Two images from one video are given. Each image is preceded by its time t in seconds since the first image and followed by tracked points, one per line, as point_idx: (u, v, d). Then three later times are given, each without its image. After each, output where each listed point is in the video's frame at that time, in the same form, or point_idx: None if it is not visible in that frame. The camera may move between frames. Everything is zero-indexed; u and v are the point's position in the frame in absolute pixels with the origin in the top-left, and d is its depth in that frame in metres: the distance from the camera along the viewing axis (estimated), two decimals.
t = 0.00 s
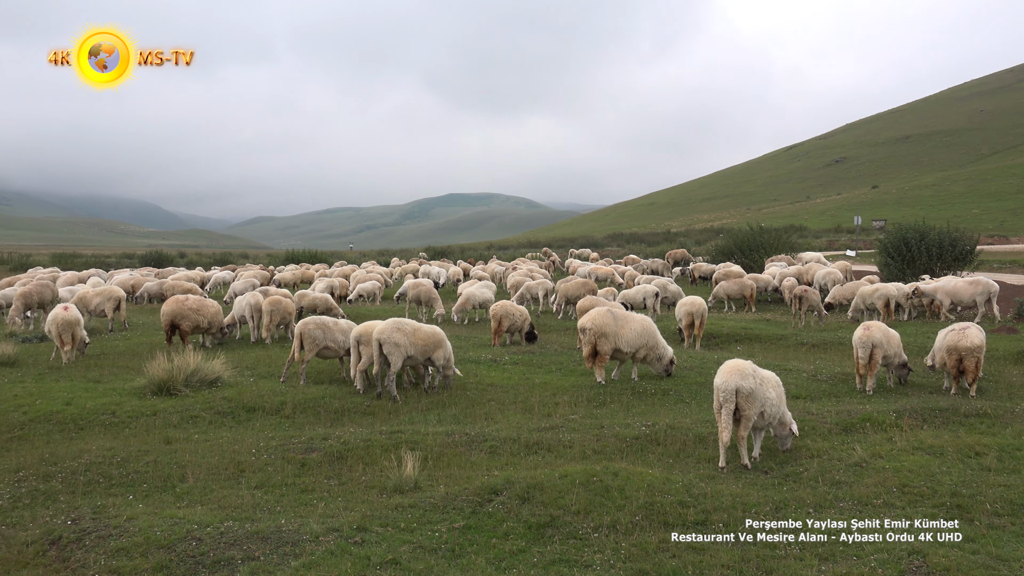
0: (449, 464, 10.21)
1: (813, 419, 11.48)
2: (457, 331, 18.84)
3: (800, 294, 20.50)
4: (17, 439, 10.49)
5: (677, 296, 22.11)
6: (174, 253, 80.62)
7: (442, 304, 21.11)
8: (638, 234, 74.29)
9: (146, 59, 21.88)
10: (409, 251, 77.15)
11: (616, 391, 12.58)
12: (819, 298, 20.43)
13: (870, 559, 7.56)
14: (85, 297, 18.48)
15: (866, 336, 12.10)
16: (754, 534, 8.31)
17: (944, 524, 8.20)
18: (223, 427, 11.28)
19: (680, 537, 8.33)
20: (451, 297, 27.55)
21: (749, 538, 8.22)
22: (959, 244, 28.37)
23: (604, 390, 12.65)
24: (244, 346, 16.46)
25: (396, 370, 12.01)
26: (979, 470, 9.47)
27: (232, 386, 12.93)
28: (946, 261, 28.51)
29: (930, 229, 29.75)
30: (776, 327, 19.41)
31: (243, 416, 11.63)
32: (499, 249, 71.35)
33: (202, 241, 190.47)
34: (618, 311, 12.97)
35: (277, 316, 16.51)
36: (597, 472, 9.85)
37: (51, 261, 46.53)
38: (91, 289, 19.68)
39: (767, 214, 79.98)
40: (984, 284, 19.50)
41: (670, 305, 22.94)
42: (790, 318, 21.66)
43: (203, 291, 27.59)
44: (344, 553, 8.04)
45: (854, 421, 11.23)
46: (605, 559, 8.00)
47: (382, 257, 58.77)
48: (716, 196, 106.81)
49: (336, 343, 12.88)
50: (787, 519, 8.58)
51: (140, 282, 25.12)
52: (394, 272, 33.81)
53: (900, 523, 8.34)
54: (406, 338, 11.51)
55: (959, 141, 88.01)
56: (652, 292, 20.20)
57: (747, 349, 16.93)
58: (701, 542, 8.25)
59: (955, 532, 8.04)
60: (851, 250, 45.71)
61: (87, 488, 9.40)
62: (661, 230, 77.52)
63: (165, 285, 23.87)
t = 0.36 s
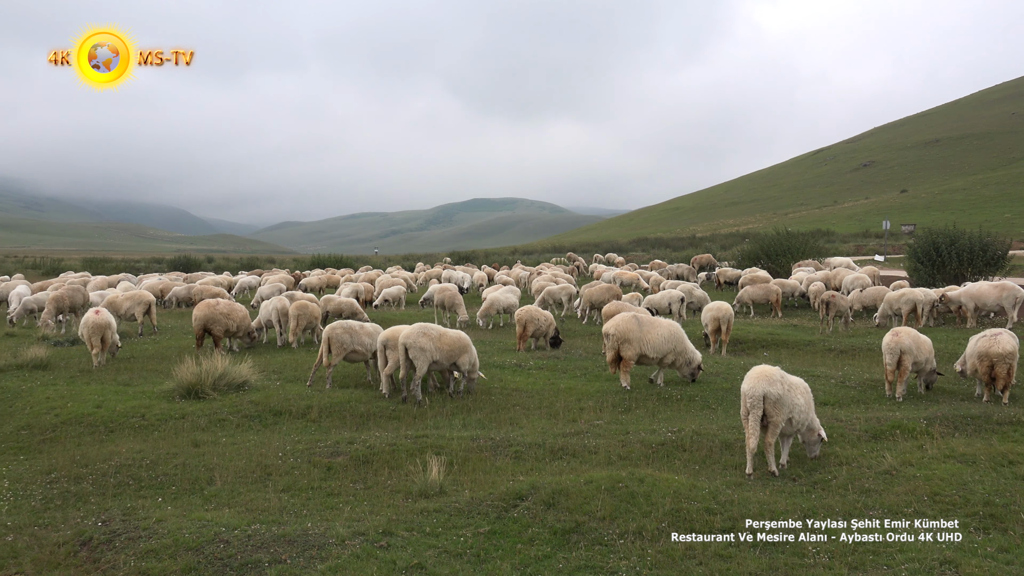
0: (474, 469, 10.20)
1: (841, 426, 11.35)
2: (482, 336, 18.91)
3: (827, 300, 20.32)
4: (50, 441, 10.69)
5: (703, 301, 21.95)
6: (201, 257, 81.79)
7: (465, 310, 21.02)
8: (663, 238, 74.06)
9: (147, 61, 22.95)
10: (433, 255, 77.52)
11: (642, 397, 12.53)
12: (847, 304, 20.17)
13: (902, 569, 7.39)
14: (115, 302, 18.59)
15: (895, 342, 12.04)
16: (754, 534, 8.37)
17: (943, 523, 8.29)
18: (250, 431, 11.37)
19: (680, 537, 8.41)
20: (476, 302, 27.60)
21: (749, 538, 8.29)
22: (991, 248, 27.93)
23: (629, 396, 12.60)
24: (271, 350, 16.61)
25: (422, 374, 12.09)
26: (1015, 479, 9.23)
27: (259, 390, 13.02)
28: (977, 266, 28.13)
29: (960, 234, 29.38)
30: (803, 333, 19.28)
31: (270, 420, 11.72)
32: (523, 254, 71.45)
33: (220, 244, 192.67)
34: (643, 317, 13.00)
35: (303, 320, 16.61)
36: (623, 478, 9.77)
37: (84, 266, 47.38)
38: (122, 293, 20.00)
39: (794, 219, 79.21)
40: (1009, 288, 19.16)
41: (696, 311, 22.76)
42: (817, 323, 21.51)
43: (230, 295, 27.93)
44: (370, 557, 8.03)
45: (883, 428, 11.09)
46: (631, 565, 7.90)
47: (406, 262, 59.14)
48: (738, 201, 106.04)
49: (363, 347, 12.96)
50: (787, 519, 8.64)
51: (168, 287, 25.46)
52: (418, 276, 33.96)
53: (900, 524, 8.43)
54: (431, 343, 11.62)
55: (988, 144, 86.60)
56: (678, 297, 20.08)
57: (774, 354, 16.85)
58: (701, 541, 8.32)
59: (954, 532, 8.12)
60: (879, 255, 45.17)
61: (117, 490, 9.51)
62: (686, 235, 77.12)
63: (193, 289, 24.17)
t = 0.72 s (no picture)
0: (497, 475, 10.19)
1: (868, 434, 11.24)
2: (504, 341, 18.98)
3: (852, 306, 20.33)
4: (79, 444, 10.86)
5: (727, 307, 21.85)
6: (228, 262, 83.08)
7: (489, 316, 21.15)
8: (688, 244, 73.77)
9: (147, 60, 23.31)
10: (454, 261, 77.84)
11: (666, 404, 12.47)
12: (873, 312, 20.12)
13: None
14: (143, 306, 18.91)
15: (924, 349, 11.89)
16: (754, 534, 8.42)
17: (944, 524, 8.38)
18: (275, 435, 11.46)
19: (680, 537, 8.45)
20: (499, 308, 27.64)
21: (749, 538, 8.34)
22: (1019, 257, 27.86)
23: (652, 403, 12.55)
24: (296, 355, 16.75)
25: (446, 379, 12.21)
26: None
27: (283, 395, 13.12)
28: (1006, 274, 27.93)
29: (989, 241, 29.15)
30: (828, 339, 19.17)
31: (294, 424, 11.80)
32: (546, 259, 71.50)
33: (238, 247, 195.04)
34: (668, 322, 12.93)
35: (327, 325, 16.72)
36: (646, 485, 9.68)
37: (116, 272, 48.20)
38: (149, 298, 20.34)
39: (820, 225, 78.52)
40: None
41: (720, 317, 22.61)
42: (842, 331, 21.35)
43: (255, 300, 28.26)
44: (394, 562, 8.01)
45: (910, 437, 10.96)
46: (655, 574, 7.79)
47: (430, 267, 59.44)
48: (758, 208, 105.29)
49: (388, 352, 13.03)
50: (787, 519, 8.68)
51: (194, 292, 25.88)
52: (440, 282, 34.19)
53: (900, 524, 8.50)
54: (456, 349, 11.73)
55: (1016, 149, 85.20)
56: (701, 303, 20.18)
57: (799, 361, 16.80)
58: (701, 541, 8.37)
59: (954, 532, 8.22)
60: (906, 262, 44.61)
61: (144, 492, 9.61)
62: (709, 241, 76.75)
63: (218, 294, 24.50)
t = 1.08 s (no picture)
0: (516, 479, 10.16)
1: (890, 440, 11.14)
2: (523, 346, 19.01)
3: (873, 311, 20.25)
4: (101, 447, 10.97)
5: (747, 312, 21.75)
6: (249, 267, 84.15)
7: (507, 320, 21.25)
8: (713, 248, 73.43)
9: (145, 60, 23.52)
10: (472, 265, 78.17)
11: (685, 409, 12.42)
12: (895, 316, 19.88)
13: None
14: (165, 310, 19.13)
15: (946, 355, 11.80)
16: (754, 534, 8.45)
17: (943, 524, 8.46)
18: (295, 439, 11.52)
19: (680, 537, 8.48)
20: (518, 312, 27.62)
21: (749, 538, 8.36)
22: None
23: (671, 408, 12.50)
24: (315, 359, 16.85)
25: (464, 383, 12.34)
26: None
27: (303, 399, 13.19)
28: None
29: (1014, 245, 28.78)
30: (849, 344, 19.05)
31: (314, 428, 11.86)
32: (564, 264, 71.64)
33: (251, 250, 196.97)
34: (688, 326, 12.92)
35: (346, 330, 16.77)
36: (666, 490, 9.62)
37: (138, 276, 48.75)
38: (171, 303, 20.58)
39: (839, 228, 78.01)
40: None
41: (739, 321, 22.51)
42: (864, 336, 21.20)
43: (274, 304, 28.46)
44: (413, 566, 7.98)
45: (933, 443, 10.86)
46: None
47: (448, 272, 59.68)
48: (775, 211, 104.77)
49: (407, 356, 13.10)
50: (787, 519, 8.71)
51: (214, 296, 26.18)
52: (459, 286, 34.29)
53: (900, 523, 8.55)
54: (475, 353, 11.86)
55: None
56: (720, 308, 19.85)
57: (820, 366, 16.72)
58: (700, 541, 8.39)
59: (954, 532, 8.30)
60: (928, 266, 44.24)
61: (165, 495, 9.67)
62: (727, 245, 76.56)
63: (238, 298, 24.74)
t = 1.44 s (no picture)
0: (534, 482, 10.15)
1: (912, 445, 11.05)
2: (541, 348, 19.03)
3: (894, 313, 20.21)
4: (123, 447, 11.08)
5: (766, 315, 21.65)
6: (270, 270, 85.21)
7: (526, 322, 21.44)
8: (733, 251, 72.97)
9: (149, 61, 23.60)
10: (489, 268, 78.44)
11: (703, 412, 12.37)
12: (917, 320, 19.77)
13: None
14: (186, 312, 19.34)
15: (969, 359, 11.68)
16: (754, 534, 8.50)
17: (944, 524, 8.52)
18: (314, 440, 11.58)
19: (680, 537, 8.54)
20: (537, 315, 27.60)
21: (749, 537, 8.42)
22: None
23: (690, 411, 12.45)
24: (335, 361, 16.95)
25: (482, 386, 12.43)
26: None
27: (322, 400, 13.26)
28: None
29: None
30: (870, 348, 18.93)
31: (333, 430, 11.92)
32: (582, 267, 71.73)
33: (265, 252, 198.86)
34: (708, 329, 12.84)
35: (365, 332, 16.86)
36: (685, 494, 9.56)
37: (159, 278, 49.31)
38: (192, 304, 20.79)
39: (859, 231, 77.36)
40: None
41: (759, 325, 22.40)
42: (885, 340, 21.04)
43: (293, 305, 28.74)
44: (432, 568, 7.97)
45: (956, 448, 10.75)
46: None
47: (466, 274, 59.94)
48: (792, 214, 104.06)
49: (425, 357, 13.15)
50: (787, 519, 8.77)
51: (235, 298, 26.46)
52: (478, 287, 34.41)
53: (900, 523, 8.60)
54: (494, 356, 11.98)
55: None
56: (739, 310, 19.87)
57: (840, 370, 16.63)
58: (708, 543, 8.40)
59: (954, 532, 8.37)
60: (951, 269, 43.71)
61: (186, 496, 9.74)
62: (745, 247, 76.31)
63: (258, 301, 24.97)
